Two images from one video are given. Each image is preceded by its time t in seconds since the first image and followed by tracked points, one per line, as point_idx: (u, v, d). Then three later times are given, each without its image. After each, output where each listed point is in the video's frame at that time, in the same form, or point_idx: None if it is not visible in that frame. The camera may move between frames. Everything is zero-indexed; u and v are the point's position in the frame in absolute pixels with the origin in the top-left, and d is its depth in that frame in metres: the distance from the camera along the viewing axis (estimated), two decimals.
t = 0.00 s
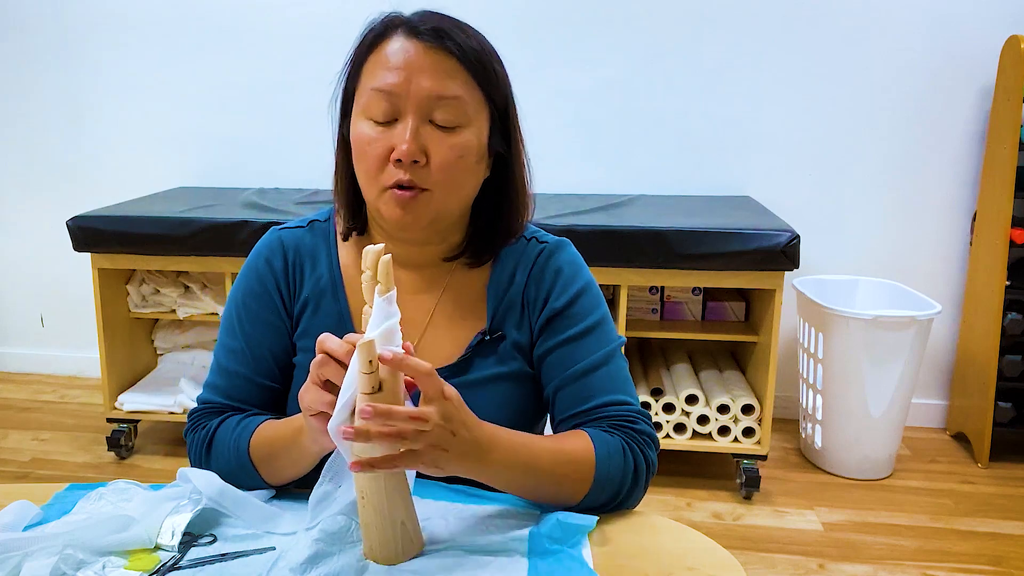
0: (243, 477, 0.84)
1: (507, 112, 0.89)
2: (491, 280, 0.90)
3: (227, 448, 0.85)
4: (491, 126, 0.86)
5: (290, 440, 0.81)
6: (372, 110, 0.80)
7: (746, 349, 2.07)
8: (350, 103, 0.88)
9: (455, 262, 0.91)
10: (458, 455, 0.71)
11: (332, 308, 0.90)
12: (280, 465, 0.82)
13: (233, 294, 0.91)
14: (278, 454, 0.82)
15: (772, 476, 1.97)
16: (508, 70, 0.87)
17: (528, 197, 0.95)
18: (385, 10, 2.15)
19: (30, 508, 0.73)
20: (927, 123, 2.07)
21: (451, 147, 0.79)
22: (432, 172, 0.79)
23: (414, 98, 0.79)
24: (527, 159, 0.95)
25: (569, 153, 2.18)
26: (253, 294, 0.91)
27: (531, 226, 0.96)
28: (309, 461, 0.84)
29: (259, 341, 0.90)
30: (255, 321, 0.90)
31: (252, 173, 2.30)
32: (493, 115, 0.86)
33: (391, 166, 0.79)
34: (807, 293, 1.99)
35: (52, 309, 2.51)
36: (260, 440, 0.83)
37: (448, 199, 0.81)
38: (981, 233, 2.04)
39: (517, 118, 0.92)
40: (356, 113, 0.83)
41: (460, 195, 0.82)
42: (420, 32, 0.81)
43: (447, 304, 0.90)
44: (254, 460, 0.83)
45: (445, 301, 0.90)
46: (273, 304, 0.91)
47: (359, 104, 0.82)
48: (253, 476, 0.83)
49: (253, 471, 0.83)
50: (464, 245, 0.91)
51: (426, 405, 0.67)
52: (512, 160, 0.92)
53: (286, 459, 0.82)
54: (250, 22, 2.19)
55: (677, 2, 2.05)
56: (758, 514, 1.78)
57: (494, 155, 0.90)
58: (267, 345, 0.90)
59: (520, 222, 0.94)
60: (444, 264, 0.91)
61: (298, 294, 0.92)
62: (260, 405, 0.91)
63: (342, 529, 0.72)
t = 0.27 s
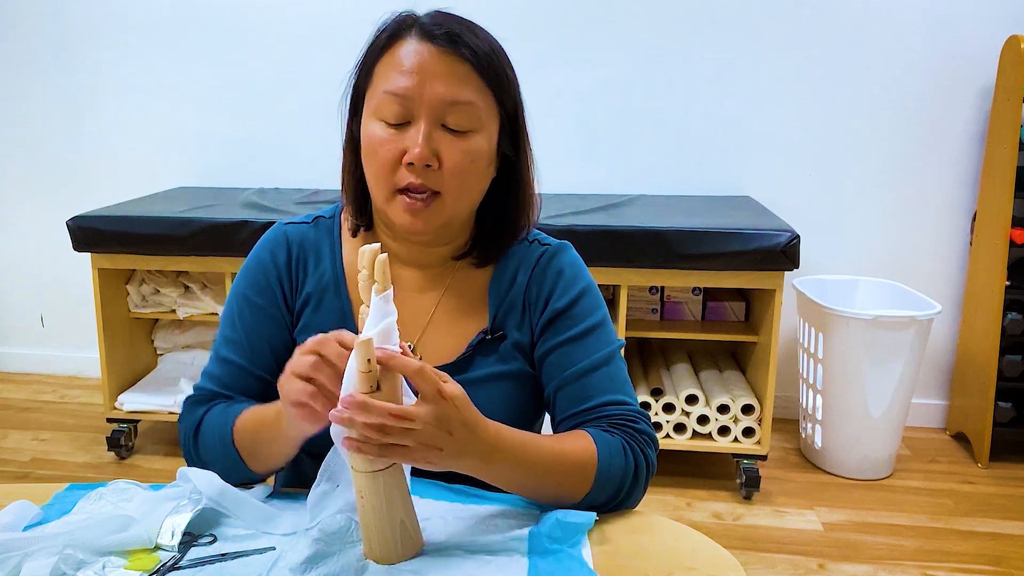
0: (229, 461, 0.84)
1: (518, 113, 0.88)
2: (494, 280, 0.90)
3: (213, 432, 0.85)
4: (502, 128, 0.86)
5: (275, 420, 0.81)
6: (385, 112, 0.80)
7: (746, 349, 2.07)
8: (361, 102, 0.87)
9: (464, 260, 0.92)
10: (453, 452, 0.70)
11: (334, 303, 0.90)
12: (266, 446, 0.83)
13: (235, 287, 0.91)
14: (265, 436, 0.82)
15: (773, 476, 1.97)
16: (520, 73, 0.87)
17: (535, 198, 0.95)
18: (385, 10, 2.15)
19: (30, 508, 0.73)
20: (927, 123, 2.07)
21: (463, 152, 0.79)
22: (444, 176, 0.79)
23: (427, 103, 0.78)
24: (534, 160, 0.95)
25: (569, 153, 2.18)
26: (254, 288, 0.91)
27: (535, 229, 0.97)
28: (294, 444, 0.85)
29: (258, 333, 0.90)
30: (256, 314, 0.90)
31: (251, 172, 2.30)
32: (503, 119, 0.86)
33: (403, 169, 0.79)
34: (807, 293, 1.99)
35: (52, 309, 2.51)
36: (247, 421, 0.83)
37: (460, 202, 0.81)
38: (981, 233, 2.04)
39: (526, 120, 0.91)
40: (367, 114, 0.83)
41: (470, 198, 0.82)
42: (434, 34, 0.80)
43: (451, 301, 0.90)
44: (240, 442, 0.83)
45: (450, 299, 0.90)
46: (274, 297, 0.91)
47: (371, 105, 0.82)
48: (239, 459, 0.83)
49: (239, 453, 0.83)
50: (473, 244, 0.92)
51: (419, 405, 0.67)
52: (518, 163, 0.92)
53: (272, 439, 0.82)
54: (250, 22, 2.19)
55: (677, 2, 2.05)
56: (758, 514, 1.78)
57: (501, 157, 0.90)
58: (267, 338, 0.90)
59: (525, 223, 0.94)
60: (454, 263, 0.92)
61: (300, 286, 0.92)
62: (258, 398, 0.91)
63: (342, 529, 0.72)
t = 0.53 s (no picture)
0: (218, 357, 0.82)
1: (524, 113, 0.89)
2: (499, 276, 0.90)
3: (195, 335, 0.83)
4: (508, 126, 0.86)
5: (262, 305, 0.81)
6: (390, 108, 0.80)
7: (746, 349, 2.07)
8: (370, 97, 0.88)
9: (472, 256, 0.93)
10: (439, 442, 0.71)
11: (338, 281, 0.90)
12: (254, 329, 0.82)
13: (243, 256, 0.91)
14: (254, 320, 0.81)
15: (772, 476, 1.97)
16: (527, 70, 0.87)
17: (541, 194, 0.95)
18: (385, 10, 2.15)
19: (31, 508, 0.73)
20: (927, 123, 2.07)
21: (467, 148, 0.79)
22: (448, 173, 0.79)
23: (433, 100, 0.78)
24: (541, 157, 0.95)
25: (569, 153, 2.18)
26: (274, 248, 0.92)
27: (543, 227, 0.97)
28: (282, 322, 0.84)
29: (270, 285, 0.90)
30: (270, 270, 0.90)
31: (252, 172, 2.30)
32: (509, 115, 0.86)
33: (407, 165, 0.79)
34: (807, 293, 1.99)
35: (53, 310, 2.51)
36: (230, 308, 0.82)
37: (463, 198, 0.82)
38: (980, 233, 2.04)
39: (533, 117, 0.91)
40: (374, 110, 0.83)
41: (474, 194, 0.83)
42: (442, 32, 0.80)
43: (457, 292, 0.91)
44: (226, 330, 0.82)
45: (457, 291, 0.91)
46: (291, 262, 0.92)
47: (378, 101, 0.82)
48: (216, 353, 0.82)
49: (227, 343, 0.82)
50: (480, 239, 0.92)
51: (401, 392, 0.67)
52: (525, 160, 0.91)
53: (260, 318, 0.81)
54: (250, 22, 2.19)
55: (677, 3, 2.05)
56: (758, 514, 1.78)
57: (507, 154, 0.90)
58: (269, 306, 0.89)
59: (533, 218, 0.94)
60: (462, 258, 0.93)
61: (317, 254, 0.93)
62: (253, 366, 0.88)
63: (342, 530, 0.73)
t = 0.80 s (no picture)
0: (219, 345, 0.83)
1: (535, 120, 0.88)
2: (498, 268, 0.91)
3: (196, 321, 0.83)
4: (517, 132, 0.86)
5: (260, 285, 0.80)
6: (401, 108, 0.80)
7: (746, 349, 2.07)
8: (381, 95, 0.88)
9: (475, 256, 0.92)
10: (426, 434, 0.69)
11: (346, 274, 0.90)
12: (254, 315, 0.82)
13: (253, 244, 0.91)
14: (252, 304, 0.81)
15: (773, 476, 1.97)
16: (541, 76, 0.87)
17: (549, 200, 0.95)
18: (385, 10, 2.15)
19: (31, 508, 0.73)
20: (927, 123, 2.07)
21: (475, 153, 0.79)
22: (456, 176, 0.79)
23: (444, 103, 0.78)
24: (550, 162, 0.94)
25: (569, 153, 2.18)
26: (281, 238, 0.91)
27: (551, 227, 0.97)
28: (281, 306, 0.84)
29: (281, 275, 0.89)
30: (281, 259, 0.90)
31: (252, 173, 2.30)
32: (520, 122, 0.86)
33: (415, 166, 0.79)
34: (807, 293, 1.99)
35: (53, 310, 2.51)
36: (229, 294, 0.82)
37: (469, 201, 0.82)
38: (980, 233, 2.04)
39: (544, 123, 0.91)
40: (384, 108, 0.83)
41: (480, 198, 0.83)
42: (456, 36, 0.80)
43: (460, 290, 0.91)
44: (226, 317, 0.82)
45: (459, 288, 0.91)
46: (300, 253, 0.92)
47: (389, 100, 0.82)
48: (218, 339, 0.82)
49: (227, 330, 0.82)
50: (484, 239, 0.92)
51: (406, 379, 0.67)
52: (533, 166, 0.91)
53: (261, 303, 0.81)
54: (250, 22, 2.19)
55: (677, 3, 2.06)
56: (758, 514, 1.78)
57: (515, 159, 0.90)
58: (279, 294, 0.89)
59: (542, 221, 0.94)
60: (467, 258, 0.92)
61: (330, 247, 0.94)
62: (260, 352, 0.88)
63: (342, 531, 0.73)
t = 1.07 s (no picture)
0: (213, 360, 0.83)
1: (534, 120, 0.88)
2: (497, 268, 0.91)
3: (192, 335, 0.84)
4: (517, 132, 0.86)
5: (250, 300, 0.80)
6: (401, 108, 0.80)
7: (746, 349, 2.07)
8: (381, 96, 0.88)
9: (475, 255, 0.92)
10: (421, 433, 0.69)
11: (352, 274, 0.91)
12: (247, 329, 0.82)
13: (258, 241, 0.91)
14: (248, 318, 0.81)
15: (773, 476, 1.97)
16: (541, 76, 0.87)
17: (550, 199, 0.94)
18: (385, 10, 2.15)
19: (31, 508, 0.73)
20: (927, 123, 2.07)
21: (475, 152, 0.79)
22: (456, 175, 0.79)
23: (444, 102, 0.78)
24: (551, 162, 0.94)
25: (569, 153, 2.18)
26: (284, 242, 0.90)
27: (552, 227, 0.96)
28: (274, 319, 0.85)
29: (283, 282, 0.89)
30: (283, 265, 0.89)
31: (251, 173, 2.30)
32: (519, 121, 0.86)
33: (415, 165, 0.79)
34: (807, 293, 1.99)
35: (53, 310, 2.51)
36: (220, 311, 0.82)
37: (469, 200, 0.82)
38: (980, 233, 2.04)
39: (544, 123, 0.91)
40: (384, 108, 0.83)
41: (481, 197, 0.83)
42: (455, 35, 0.80)
43: (460, 290, 0.91)
44: (218, 333, 0.83)
45: (460, 288, 0.91)
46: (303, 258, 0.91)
47: (388, 100, 0.82)
48: (217, 353, 0.83)
49: (220, 346, 0.83)
50: (485, 240, 0.92)
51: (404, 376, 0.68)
52: (533, 166, 0.91)
53: (252, 319, 0.81)
54: (250, 22, 2.19)
55: (677, 2, 2.05)
56: (758, 514, 1.78)
57: (515, 159, 0.90)
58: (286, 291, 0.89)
59: (543, 221, 0.94)
60: (466, 257, 0.92)
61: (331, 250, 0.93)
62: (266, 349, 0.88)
63: (342, 531, 0.73)
